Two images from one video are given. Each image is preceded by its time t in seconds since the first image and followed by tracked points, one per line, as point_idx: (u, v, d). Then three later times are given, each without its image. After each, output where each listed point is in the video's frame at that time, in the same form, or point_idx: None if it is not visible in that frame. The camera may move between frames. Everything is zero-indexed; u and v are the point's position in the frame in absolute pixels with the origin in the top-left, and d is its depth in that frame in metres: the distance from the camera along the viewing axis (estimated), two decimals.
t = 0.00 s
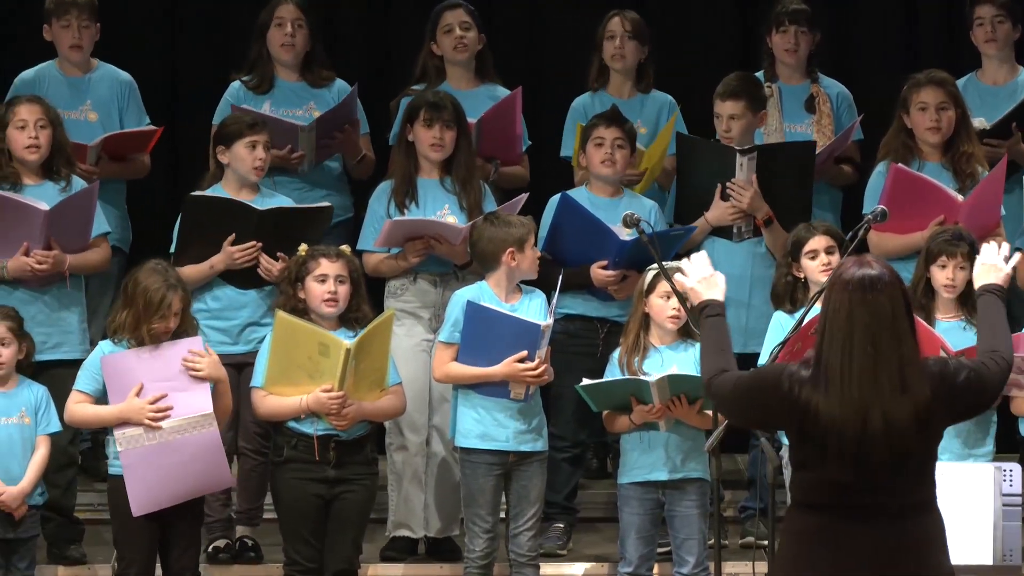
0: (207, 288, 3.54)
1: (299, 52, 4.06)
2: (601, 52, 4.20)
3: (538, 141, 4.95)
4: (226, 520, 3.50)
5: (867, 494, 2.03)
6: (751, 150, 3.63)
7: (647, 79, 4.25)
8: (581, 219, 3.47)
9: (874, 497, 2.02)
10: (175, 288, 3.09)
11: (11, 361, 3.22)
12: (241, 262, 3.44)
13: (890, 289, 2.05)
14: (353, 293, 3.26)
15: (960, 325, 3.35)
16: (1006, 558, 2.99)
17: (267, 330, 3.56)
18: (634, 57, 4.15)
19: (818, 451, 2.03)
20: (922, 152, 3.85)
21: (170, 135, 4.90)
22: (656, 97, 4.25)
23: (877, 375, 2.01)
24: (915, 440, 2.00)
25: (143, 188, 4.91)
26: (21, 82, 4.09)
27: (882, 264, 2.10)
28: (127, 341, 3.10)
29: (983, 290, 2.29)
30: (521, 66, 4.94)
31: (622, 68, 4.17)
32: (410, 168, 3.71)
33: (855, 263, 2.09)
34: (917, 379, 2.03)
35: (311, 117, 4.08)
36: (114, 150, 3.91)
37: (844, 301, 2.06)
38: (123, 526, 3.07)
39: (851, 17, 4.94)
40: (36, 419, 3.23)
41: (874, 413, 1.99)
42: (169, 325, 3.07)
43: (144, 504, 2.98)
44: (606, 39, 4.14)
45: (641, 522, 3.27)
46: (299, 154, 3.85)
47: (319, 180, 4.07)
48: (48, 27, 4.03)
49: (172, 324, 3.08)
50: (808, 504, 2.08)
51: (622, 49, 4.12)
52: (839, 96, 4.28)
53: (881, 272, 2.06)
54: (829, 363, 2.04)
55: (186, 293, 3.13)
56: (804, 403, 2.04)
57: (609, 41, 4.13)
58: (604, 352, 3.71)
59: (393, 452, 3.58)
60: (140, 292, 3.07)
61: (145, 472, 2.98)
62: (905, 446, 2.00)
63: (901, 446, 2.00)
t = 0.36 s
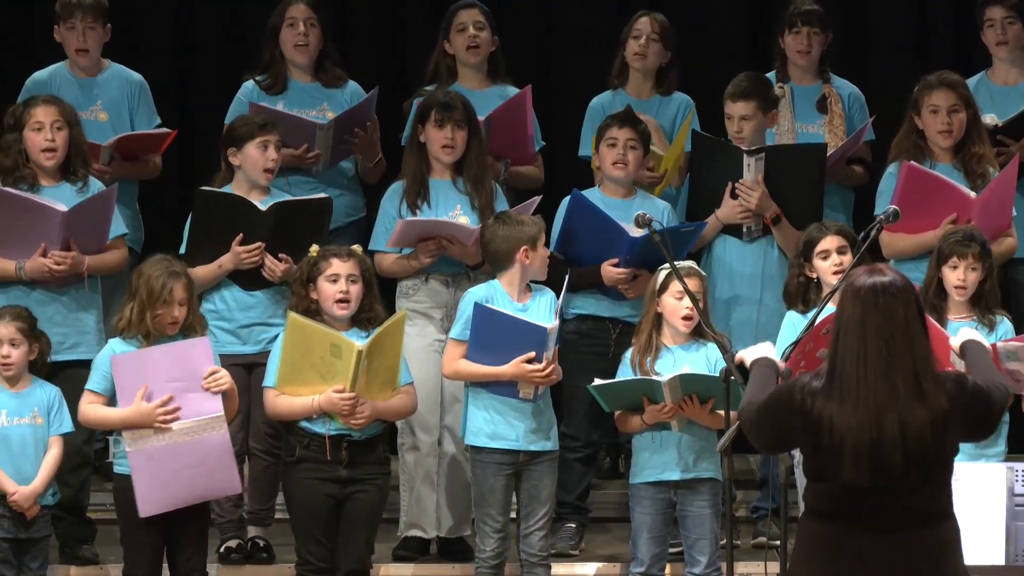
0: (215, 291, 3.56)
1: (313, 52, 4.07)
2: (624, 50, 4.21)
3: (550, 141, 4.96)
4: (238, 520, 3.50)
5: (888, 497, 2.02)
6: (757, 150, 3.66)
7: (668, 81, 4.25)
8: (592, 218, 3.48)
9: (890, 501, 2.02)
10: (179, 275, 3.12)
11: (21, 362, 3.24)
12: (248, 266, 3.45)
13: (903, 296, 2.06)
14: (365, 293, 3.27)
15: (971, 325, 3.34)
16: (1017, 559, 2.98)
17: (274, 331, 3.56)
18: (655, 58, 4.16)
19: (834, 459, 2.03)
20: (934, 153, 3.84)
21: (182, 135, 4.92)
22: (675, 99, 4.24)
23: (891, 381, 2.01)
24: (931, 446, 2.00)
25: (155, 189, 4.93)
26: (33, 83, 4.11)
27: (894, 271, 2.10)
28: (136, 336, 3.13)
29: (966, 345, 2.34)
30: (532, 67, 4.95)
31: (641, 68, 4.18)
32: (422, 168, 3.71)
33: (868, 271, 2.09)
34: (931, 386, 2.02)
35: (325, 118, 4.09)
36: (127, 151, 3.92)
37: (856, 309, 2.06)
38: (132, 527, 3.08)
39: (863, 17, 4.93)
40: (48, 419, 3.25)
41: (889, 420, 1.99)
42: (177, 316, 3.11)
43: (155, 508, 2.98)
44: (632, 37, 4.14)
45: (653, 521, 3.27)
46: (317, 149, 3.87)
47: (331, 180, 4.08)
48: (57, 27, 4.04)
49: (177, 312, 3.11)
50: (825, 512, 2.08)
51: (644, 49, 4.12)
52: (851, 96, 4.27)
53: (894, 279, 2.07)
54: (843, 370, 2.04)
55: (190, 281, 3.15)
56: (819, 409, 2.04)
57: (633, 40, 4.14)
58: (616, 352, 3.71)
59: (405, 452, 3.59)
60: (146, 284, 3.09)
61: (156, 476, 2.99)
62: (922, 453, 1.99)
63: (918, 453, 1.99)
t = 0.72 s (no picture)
0: (223, 293, 3.57)
1: (326, 52, 4.08)
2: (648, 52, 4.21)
3: (563, 142, 4.96)
4: (250, 520, 3.52)
5: (898, 490, 2.03)
6: (767, 150, 3.65)
7: (691, 83, 4.24)
8: (604, 218, 3.49)
9: (900, 495, 2.03)
10: (186, 262, 3.15)
11: (33, 362, 3.26)
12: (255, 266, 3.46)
13: (920, 287, 2.03)
14: (376, 292, 3.28)
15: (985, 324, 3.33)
16: None
17: (283, 330, 3.57)
18: (678, 61, 4.16)
19: (845, 450, 2.03)
20: (946, 153, 3.83)
21: (195, 135, 4.93)
22: (696, 102, 4.23)
23: (904, 375, 1.99)
24: (941, 440, 1.99)
25: (168, 189, 4.94)
26: (45, 83, 4.12)
27: (911, 261, 2.07)
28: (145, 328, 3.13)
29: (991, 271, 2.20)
30: (545, 66, 4.95)
31: (665, 70, 4.18)
32: (435, 168, 3.72)
33: (885, 261, 2.07)
34: (945, 380, 2.01)
35: (338, 118, 4.10)
36: (140, 151, 3.94)
37: (872, 300, 2.04)
38: (143, 526, 3.09)
39: (877, 17, 4.93)
40: (61, 419, 3.26)
41: (901, 413, 1.98)
42: (184, 300, 3.12)
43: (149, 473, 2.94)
44: (655, 39, 4.15)
45: (666, 522, 3.27)
46: (331, 149, 3.88)
47: (344, 180, 4.09)
48: (72, 27, 4.06)
49: (184, 296, 3.12)
50: (835, 504, 2.09)
51: (666, 51, 4.13)
52: (864, 96, 4.27)
53: (911, 270, 2.04)
54: (856, 361, 2.02)
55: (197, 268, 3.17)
56: (832, 400, 2.03)
57: (656, 42, 4.14)
58: (628, 352, 3.71)
59: (417, 452, 3.58)
60: (157, 271, 3.13)
61: (153, 446, 2.92)
62: (932, 447, 1.99)
63: (928, 446, 1.99)
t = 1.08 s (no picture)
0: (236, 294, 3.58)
1: (339, 52, 4.09)
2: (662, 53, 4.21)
3: (577, 142, 4.96)
4: (264, 519, 3.55)
5: (915, 493, 2.02)
6: (784, 150, 3.64)
7: (705, 81, 4.23)
8: (618, 219, 3.50)
9: (916, 497, 2.02)
10: (192, 260, 3.18)
11: (49, 360, 3.29)
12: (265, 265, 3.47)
13: (938, 291, 2.03)
14: (388, 292, 3.28)
15: (1001, 325, 3.33)
16: None
17: (292, 330, 3.58)
18: (693, 58, 4.15)
19: (862, 454, 2.03)
20: (959, 154, 3.83)
21: (209, 135, 4.95)
22: (708, 100, 4.22)
23: (922, 378, 1.99)
24: (958, 444, 1.99)
25: (181, 189, 4.96)
26: (61, 82, 4.14)
27: (929, 266, 2.07)
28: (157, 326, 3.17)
29: None
30: (559, 67, 4.96)
31: (679, 69, 4.17)
32: (450, 168, 3.73)
33: (902, 265, 2.07)
34: (962, 384, 2.01)
35: (351, 117, 4.12)
36: (153, 151, 3.95)
37: (890, 303, 2.04)
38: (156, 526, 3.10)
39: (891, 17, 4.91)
40: (74, 418, 3.28)
41: (918, 417, 1.98)
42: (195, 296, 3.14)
43: (111, 354, 2.96)
44: (666, 39, 4.14)
45: (680, 522, 3.27)
46: (342, 146, 3.90)
47: (358, 180, 4.10)
48: (88, 27, 4.08)
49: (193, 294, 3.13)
50: (852, 507, 2.08)
51: (680, 50, 4.12)
52: (878, 96, 4.27)
53: (929, 274, 2.04)
54: (874, 364, 2.02)
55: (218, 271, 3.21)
56: (849, 407, 2.03)
57: (668, 42, 4.13)
58: (642, 351, 3.72)
59: (432, 452, 3.59)
60: (165, 275, 3.16)
61: (133, 344, 2.96)
62: (949, 450, 1.99)
63: (945, 450, 1.98)
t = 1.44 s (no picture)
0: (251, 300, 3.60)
1: (354, 52, 4.10)
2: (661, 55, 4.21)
3: (591, 142, 4.96)
4: (278, 518, 3.56)
5: (932, 490, 2.02)
6: (801, 148, 3.63)
7: (707, 77, 4.24)
8: (632, 219, 3.50)
9: (932, 495, 2.02)
10: (218, 259, 3.18)
11: (64, 360, 3.30)
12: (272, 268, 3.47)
13: (949, 288, 2.04)
14: (401, 291, 3.29)
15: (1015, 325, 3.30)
16: None
17: (300, 330, 3.58)
18: (693, 54, 4.16)
19: (879, 453, 2.02)
20: (973, 154, 3.81)
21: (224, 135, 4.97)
22: (710, 98, 4.23)
23: (937, 376, 1.99)
24: (975, 441, 1.98)
25: (197, 190, 4.98)
26: (78, 81, 4.15)
27: (940, 264, 2.08)
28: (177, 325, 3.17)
29: None
30: (573, 67, 4.96)
31: (682, 66, 4.17)
32: (466, 168, 3.73)
33: (913, 264, 2.08)
34: (977, 381, 2.01)
35: (367, 116, 4.13)
36: (178, 149, 3.98)
37: (903, 302, 2.04)
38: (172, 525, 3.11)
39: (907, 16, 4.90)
40: (88, 417, 3.29)
41: (934, 414, 1.98)
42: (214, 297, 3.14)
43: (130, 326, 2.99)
44: (663, 40, 4.15)
45: (694, 522, 3.27)
46: (357, 145, 3.91)
47: (373, 180, 4.10)
48: (108, 28, 4.08)
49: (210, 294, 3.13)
50: (869, 508, 2.08)
51: (680, 47, 4.12)
52: (893, 96, 4.26)
53: (940, 272, 2.05)
54: (888, 363, 2.02)
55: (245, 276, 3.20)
56: (865, 404, 2.03)
57: (665, 42, 4.14)
58: (657, 351, 3.72)
59: (447, 452, 3.61)
60: (190, 274, 3.18)
61: (145, 330, 2.99)
62: (966, 448, 1.98)
63: (962, 447, 1.98)
